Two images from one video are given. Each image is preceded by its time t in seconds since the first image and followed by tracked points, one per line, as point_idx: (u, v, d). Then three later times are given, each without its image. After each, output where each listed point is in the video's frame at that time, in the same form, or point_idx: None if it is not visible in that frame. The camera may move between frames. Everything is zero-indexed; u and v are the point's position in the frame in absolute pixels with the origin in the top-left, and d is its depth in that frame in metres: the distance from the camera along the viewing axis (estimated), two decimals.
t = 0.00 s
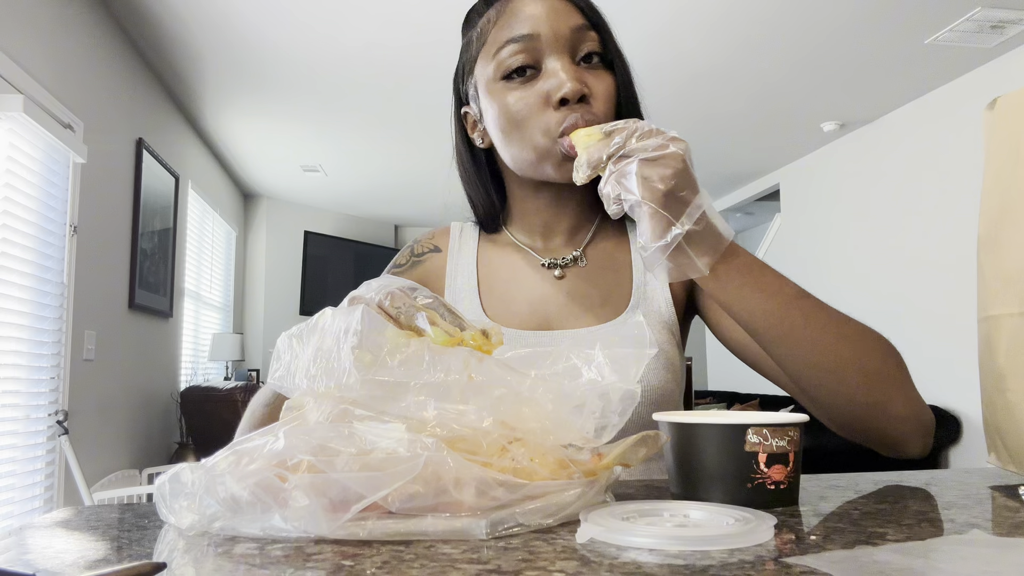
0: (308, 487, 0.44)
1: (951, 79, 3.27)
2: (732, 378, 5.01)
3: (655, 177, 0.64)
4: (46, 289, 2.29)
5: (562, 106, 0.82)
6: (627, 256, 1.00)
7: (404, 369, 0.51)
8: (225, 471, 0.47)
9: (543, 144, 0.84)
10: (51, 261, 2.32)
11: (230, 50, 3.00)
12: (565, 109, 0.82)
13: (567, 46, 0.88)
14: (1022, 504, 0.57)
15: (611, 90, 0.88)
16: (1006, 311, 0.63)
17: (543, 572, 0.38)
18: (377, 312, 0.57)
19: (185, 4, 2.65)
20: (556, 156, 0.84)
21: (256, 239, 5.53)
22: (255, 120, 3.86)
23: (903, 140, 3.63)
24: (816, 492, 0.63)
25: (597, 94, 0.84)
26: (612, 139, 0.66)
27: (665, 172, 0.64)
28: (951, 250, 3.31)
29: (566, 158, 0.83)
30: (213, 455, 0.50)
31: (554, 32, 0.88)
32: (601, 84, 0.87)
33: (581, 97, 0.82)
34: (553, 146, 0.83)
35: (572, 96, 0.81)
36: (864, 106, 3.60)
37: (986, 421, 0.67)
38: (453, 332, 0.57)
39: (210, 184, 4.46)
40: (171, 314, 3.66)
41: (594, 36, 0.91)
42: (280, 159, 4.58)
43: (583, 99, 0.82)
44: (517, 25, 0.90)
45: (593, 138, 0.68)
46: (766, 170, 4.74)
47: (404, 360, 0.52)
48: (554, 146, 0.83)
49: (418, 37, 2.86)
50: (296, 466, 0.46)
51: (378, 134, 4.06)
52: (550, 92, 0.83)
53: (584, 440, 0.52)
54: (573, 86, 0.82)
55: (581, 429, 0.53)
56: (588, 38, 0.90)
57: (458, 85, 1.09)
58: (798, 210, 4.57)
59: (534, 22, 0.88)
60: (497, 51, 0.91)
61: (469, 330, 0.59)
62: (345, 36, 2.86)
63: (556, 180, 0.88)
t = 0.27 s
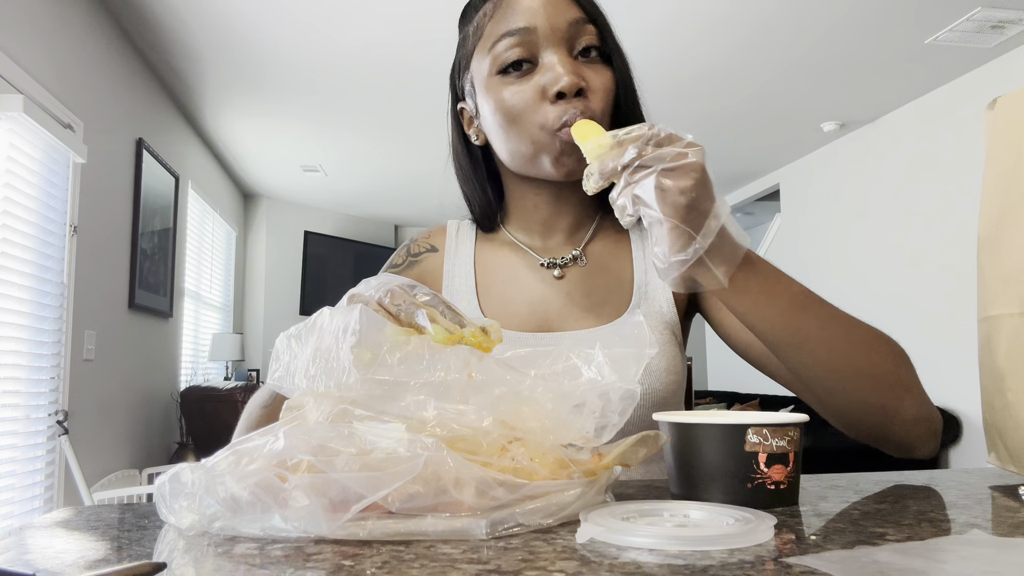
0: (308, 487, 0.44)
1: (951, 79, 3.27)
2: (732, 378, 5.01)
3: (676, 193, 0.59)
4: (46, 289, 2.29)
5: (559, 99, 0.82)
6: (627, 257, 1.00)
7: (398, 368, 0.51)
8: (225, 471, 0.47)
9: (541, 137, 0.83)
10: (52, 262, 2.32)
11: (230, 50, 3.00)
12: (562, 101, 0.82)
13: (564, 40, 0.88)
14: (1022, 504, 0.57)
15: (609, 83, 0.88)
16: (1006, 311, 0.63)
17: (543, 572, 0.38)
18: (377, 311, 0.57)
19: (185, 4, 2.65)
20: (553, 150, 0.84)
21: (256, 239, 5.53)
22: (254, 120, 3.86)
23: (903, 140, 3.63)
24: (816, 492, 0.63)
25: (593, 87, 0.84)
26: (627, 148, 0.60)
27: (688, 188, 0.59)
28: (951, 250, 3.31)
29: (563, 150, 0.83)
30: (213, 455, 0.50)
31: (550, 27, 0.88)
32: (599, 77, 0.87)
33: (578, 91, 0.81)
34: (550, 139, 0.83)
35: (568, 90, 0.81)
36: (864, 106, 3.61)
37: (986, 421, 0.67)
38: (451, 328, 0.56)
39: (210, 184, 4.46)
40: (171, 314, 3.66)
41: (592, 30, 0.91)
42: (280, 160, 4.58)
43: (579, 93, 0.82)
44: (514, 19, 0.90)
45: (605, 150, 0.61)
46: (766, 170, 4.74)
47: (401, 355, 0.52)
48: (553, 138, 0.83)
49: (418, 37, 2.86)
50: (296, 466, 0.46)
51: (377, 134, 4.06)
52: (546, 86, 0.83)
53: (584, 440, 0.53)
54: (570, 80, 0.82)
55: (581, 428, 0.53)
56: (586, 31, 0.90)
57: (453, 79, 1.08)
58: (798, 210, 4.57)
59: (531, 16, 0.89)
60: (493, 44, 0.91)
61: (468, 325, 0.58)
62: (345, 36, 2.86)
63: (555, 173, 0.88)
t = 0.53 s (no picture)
0: (308, 487, 0.45)
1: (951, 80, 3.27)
2: (732, 378, 5.01)
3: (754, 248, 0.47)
4: (46, 289, 2.29)
5: (551, 98, 0.82)
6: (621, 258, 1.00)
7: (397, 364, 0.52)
8: (225, 471, 0.47)
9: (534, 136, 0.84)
10: (51, 262, 2.32)
11: (229, 49, 3.00)
12: (556, 101, 0.82)
13: (560, 39, 0.88)
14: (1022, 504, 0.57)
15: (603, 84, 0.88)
16: (1005, 311, 0.63)
17: (543, 572, 0.38)
18: (375, 294, 0.57)
19: (185, 4, 2.65)
20: (545, 150, 0.84)
21: (256, 239, 5.53)
22: (254, 120, 3.86)
23: (903, 140, 3.63)
24: (816, 492, 0.63)
25: (586, 87, 0.85)
26: (684, 219, 0.46)
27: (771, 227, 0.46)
28: (951, 250, 3.31)
29: (556, 149, 0.84)
30: (213, 455, 0.50)
31: (547, 25, 0.87)
32: (593, 77, 0.88)
33: (570, 91, 0.82)
34: (543, 138, 0.84)
35: (560, 90, 0.82)
36: (863, 106, 3.61)
37: (986, 421, 0.67)
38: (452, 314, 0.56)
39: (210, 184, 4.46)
40: (171, 314, 3.66)
41: (589, 28, 0.91)
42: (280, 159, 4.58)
43: (572, 93, 0.82)
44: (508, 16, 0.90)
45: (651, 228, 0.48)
46: (766, 170, 4.74)
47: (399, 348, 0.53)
48: (545, 137, 0.83)
49: (418, 36, 2.86)
50: (295, 466, 0.46)
51: (377, 134, 4.06)
52: (540, 85, 0.83)
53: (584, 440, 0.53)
54: (563, 80, 0.82)
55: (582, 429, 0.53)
56: (582, 31, 0.90)
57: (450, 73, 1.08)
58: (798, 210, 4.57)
59: (526, 14, 0.88)
60: (487, 41, 0.91)
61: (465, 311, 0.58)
62: (345, 36, 2.86)
63: (547, 173, 0.88)
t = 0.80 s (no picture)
0: (308, 486, 0.45)
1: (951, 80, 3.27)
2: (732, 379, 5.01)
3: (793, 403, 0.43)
4: (46, 289, 2.29)
5: (540, 92, 0.83)
6: (619, 256, 0.99)
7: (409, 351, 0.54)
8: (225, 471, 0.47)
9: (518, 127, 0.86)
10: (51, 262, 2.32)
11: (229, 50, 3.00)
12: (544, 95, 0.83)
13: (556, 37, 0.89)
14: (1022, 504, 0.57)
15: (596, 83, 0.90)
16: (1005, 311, 0.64)
17: (543, 572, 0.38)
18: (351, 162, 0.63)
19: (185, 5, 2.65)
20: (528, 141, 0.86)
21: (256, 239, 5.53)
22: (254, 120, 3.86)
23: (903, 140, 3.63)
24: (816, 492, 0.63)
25: (575, 86, 0.86)
26: (690, 367, 0.46)
27: (806, 404, 0.42)
28: (950, 250, 3.31)
29: (538, 142, 0.86)
30: (213, 455, 0.50)
31: (544, 23, 0.88)
32: (586, 77, 0.89)
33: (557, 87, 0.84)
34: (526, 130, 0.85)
35: (548, 84, 0.83)
36: (864, 106, 3.61)
37: (986, 421, 0.67)
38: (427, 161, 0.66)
39: (210, 184, 4.46)
40: (171, 314, 3.66)
41: (587, 28, 0.92)
42: (280, 160, 4.59)
43: (560, 88, 0.84)
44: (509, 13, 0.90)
45: (695, 431, 0.45)
46: (766, 170, 4.74)
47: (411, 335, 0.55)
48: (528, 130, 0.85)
49: (419, 37, 2.86)
50: (296, 466, 0.46)
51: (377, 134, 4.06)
52: (530, 79, 0.85)
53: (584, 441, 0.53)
54: (552, 76, 0.83)
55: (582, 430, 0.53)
56: (579, 31, 0.91)
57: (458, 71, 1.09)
58: (797, 210, 4.57)
59: (524, 12, 0.89)
60: (486, 35, 0.91)
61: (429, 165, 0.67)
62: (345, 37, 2.87)
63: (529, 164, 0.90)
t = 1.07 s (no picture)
0: (308, 486, 0.45)
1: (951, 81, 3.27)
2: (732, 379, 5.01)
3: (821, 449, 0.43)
4: (46, 289, 2.29)
5: (543, 109, 0.83)
6: (622, 259, 1.00)
7: (411, 352, 0.53)
8: (225, 471, 0.47)
9: (520, 143, 0.86)
10: (51, 262, 2.32)
11: (229, 50, 3.00)
12: (547, 112, 0.83)
13: (566, 55, 0.88)
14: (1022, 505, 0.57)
15: (603, 100, 0.88)
16: (1005, 311, 0.64)
17: (543, 572, 0.38)
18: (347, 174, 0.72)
19: (185, 5, 2.65)
20: (531, 156, 0.85)
21: (256, 239, 5.53)
22: (254, 120, 3.86)
23: (903, 140, 3.63)
24: (816, 492, 0.63)
25: (581, 104, 0.85)
26: (717, 439, 0.42)
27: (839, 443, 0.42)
28: (951, 250, 3.31)
29: (540, 157, 0.85)
30: (213, 455, 0.50)
31: (553, 42, 0.88)
32: (594, 94, 0.87)
33: (563, 104, 0.83)
34: (528, 145, 0.85)
35: (555, 101, 0.83)
36: (864, 106, 3.60)
37: (986, 421, 0.67)
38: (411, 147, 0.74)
39: (210, 184, 4.46)
40: (171, 314, 3.66)
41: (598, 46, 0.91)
42: (280, 160, 4.58)
43: (565, 106, 0.83)
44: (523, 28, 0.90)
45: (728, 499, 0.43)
46: (766, 170, 4.74)
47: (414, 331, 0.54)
48: (530, 145, 0.85)
49: (419, 37, 2.86)
50: (295, 466, 0.46)
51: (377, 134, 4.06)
52: (535, 95, 0.84)
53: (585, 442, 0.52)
54: (558, 93, 0.83)
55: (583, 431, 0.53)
56: (589, 49, 0.90)
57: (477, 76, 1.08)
58: (798, 210, 4.57)
59: (537, 29, 0.89)
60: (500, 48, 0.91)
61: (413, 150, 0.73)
62: (345, 37, 2.87)
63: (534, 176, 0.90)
